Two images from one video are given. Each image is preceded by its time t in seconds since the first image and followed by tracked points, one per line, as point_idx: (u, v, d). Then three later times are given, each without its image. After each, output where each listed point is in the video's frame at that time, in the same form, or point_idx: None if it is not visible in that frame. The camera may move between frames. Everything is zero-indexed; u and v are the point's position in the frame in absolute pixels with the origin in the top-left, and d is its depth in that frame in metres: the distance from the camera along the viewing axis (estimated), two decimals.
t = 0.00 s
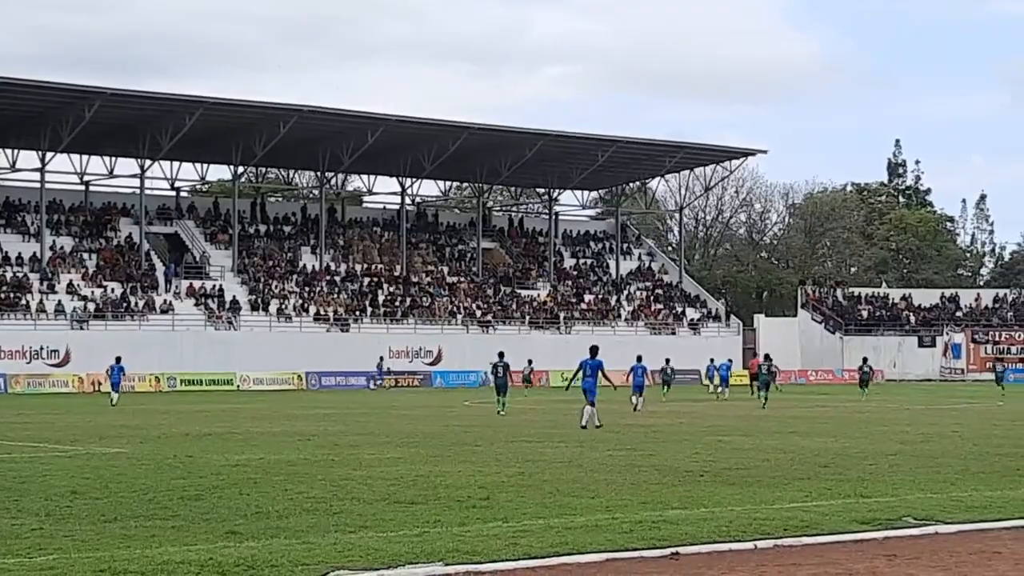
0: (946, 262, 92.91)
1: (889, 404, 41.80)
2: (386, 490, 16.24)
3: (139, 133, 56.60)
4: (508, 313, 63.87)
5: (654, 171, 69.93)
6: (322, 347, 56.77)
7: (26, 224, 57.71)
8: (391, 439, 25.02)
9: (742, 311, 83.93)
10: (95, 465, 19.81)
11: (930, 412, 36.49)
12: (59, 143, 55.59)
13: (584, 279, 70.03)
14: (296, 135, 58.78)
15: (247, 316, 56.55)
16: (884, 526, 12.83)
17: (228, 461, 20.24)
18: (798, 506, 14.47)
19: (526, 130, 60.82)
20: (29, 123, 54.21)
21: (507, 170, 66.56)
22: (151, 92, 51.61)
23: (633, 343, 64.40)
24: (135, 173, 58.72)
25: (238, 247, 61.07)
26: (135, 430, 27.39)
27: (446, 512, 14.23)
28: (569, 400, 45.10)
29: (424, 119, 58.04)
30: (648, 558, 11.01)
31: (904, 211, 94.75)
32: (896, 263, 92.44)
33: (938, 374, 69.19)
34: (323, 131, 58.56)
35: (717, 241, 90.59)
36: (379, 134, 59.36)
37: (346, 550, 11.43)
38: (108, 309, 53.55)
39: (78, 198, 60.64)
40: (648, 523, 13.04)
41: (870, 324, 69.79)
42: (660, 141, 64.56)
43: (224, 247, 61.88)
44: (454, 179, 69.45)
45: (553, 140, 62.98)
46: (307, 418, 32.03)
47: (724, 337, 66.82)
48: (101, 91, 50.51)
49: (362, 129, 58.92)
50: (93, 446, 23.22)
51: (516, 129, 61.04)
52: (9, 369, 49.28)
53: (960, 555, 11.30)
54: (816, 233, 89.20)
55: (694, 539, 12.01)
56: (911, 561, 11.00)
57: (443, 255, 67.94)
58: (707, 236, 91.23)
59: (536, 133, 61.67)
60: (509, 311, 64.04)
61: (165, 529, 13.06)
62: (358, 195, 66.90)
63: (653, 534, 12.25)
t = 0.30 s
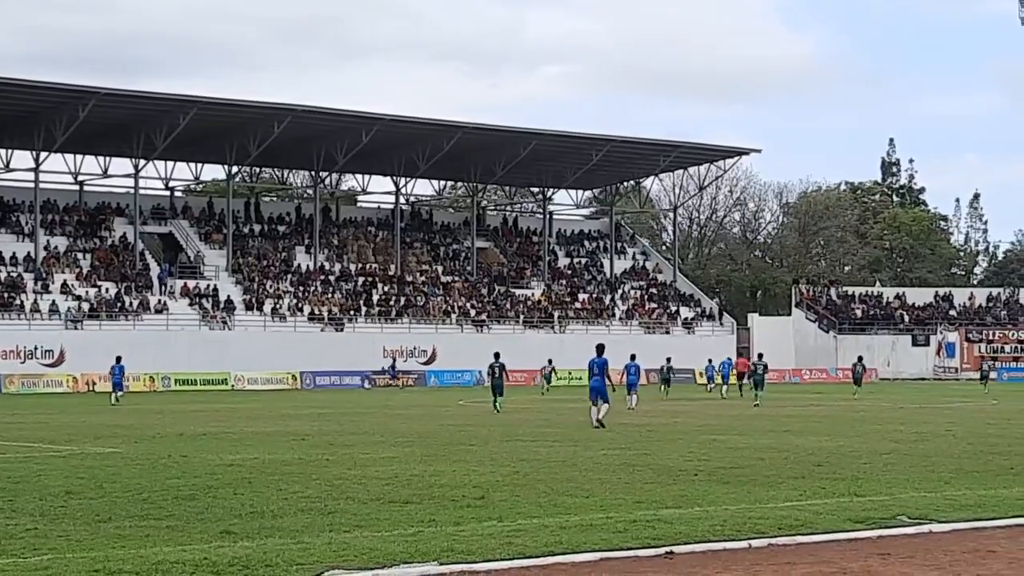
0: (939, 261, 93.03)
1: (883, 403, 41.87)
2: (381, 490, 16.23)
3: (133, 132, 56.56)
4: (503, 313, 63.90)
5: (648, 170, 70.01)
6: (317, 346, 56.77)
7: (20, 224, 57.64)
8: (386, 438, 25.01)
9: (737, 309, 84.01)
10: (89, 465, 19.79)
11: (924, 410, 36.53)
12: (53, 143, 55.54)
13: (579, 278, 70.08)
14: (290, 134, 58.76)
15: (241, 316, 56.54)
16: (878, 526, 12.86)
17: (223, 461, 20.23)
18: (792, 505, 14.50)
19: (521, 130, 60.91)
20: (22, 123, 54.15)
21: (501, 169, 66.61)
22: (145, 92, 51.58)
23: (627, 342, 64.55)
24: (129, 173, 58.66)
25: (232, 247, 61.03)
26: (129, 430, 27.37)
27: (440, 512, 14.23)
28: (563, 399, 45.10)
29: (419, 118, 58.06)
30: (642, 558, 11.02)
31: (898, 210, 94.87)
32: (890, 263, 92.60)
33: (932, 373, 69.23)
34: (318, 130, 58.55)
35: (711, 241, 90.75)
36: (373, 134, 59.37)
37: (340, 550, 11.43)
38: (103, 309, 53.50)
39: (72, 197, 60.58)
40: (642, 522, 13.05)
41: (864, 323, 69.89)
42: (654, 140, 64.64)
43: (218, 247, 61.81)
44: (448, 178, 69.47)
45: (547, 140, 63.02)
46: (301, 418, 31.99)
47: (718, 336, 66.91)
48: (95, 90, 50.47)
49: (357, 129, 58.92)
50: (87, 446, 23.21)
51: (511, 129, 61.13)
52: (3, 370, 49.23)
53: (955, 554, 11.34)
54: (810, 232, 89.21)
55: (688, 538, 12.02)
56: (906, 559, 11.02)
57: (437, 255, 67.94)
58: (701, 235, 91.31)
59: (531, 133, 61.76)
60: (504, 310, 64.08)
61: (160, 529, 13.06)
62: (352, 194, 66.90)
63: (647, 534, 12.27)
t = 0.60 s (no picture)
0: (938, 261, 93.05)
1: (881, 402, 41.86)
2: (380, 490, 16.25)
3: (131, 132, 56.55)
4: (501, 313, 63.92)
5: (647, 170, 70.04)
6: (316, 346, 56.82)
7: (19, 224, 57.61)
8: (383, 439, 25.02)
9: (735, 309, 84.05)
10: (88, 465, 19.80)
11: (922, 410, 36.54)
12: (52, 143, 55.55)
13: (577, 278, 70.10)
14: (289, 135, 58.77)
15: (240, 316, 56.54)
16: (877, 526, 12.88)
17: (221, 461, 20.25)
18: (791, 505, 14.52)
19: (520, 130, 60.94)
20: (21, 124, 54.15)
21: (500, 169, 66.63)
22: (144, 92, 51.59)
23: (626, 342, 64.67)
24: (128, 173, 58.65)
25: (231, 247, 61.02)
26: (129, 430, 27.39)
27: (439, 512, 14.25)
28: (561, 399, 45.09)
29: (418, 118, 58.05)
30: (641, 558, 11.03)
31: (896, 210, 94.90)
32: (888, 263, 92.70)
33: (931, 373, 69.26)
34: (316, 130, 58.57)
35: (710, 241, 90.71)
36: (372, 134, 59.36)
37: (339, 549, 11.44)
38: (102, 309, 53.50)
39: (71, 198, 60.57)
40: (639, 522, 13.07)
41: (863, 323, 69.92)
42: (653, 140, 64.67)
43: (216, 247, 61.79)
44: (446, 178, 69.46)
45: (546, 140, 63.03)
46: (299, 418, 32.00)
47: (717, 336, 66.96)
48: (94, 91, 50.47)
49: (355, 129, 58.92)
50: (86, 446, 23.23)
51: (510, 130, 61.16)
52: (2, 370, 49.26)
53: (953, 553, 11.35)
54: (809, 232, 89.34)
55: (687, 538, 12.03)
56: (905, 559, 11.04)
57: (436, 255, 67.94)
58: (700, 235, 91.26)
59: (529, 133, 61.78)
60: (502, 310, 64.10)
61: (159, 529, 13.08)
62: (351, 194, 66.89)
63: (646, 534, 12.29)
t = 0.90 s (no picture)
0: (938, 260, 93.01)
1: (881, 401, 41.85)
2: (380, 489, 16.25)
3: (131, 132, 56.55)
4: (502, 312, 63.91)
5: (647, 170, 70.04)
6: (316, 345, 56.80)
7: (19, 223, 57.61)
8: (383, 438, 25.01)
9: (735, 309, 84.05)
10: (88, 464, 19.80)
11: (923, 409, 36.51)
12: (52, 143, 55.55)
13: (578, 277, 70.04)
14: (288, 134, 58.76)
15: (240, 315, 56.54)
16: (877, 525, 12.87)
17: (222, 460, 20.25)
18: (791, 504, 14.51)
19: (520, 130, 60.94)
20: (21, 123, 54.17)
21: (500, 168, 66.63)
22: (144, 92, 51.59)
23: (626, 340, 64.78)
24: (128, 172, 58.64)
25: (231, 246, 60.97)
26: (129, 429, 27.40)
27: (440, 511, 14.24)
28: (561, 398, 45.11)
29: (418, 117, 58.05)
30: (642, 558, 11.00)
31: (897, 210, 94.95)
32: (888, 262, 92.76)
33: (932, 373, 69.24)
34: (316, 130, 58.57)
35: (710, 240, 90.69)
36: (372, 133, 59.36)
37: (339, 549, 11.44)
38: (102, 308, 53.47)
39: (71, 197, 60.57)
40: (640, 521, 13.06)
41: (863, 323, 69.94)
42: (653, 139, 64.65)
43: (217, 246, 61.76)
44: (446, 177, 69.45)
45: (547, 139, 63.00)
46: (300, 418, 32.01)
47: (718, 336, 66.95)
48: (94, 90, 50.46)
49: (355, 129, 58.93)
50: (87, 445, 23.25)
51: (510, 129, 61.16)
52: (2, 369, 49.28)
53: (954, 553, 11.34)
54: (809, 231, 89.45)
55: (688, 538, 12.01)
56: (906, 559, 11.03)
57: (436, 254, 67.90)
58: (700, 235, 91.18)
59: (529, 132, 61.77)
60: (502, 309, 64.11)
61: (159, 528, 13.06)
62: (351, 193, 66.86)
63: (646, 533, 12.28)
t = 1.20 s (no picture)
0: (938, 255, 93.08)
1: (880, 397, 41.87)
2: (380, 484, 16.28)
3: (131, 127, 56.56)
4: (501, 307, 63.91)
5: (647, 165, 70.05)
6: (316, 340, 56.81)
7: (19, 217, 57.60)
8: (383, 433, 25.05)
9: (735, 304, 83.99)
10: (89, 459, 19.84)
11: (923, 405, 36.54)
12: (52, 138, 55.57)
13: (578, 272, 70.03)
14: (288, 129, 58.77)
15: (240, 310, 56.59)
16: (876, 520, 12.89)
17: (222, 455, 20.29)
18: (791, 499, 14.53)
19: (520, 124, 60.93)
20: (21, 118, 54.17)
21: (500, 163, 66.63)
22: (143, 86, 51.62)
23: (626, 335, 64.87)
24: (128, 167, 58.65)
25: (231, 241, 60.94)
26: (130, 424, 27.43)
27: (440, 505, 14.27)
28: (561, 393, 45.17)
29: (417, 112, 58.04)
30: (641, 552, 11.01)
31: (897, 205, 94.98)
32: (888, 257, 92.82)
33: (931, 368, 69.25)
34: (316, 125, 58.57)
35: (710, 235, 90.67)
36: (372, 128, 59.36)
37: (339, 543, 11.47)
38: (102, 303, 53.47)
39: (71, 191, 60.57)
40: (640, 516, 13.09)
41: (863, 318, 70.03)
42: (653, 134, 64.65)
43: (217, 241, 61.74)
44: (446, 172, 69.44)
45: (547, 134, 63.04)
46: (300, 413, 32.04)
47: (718, 331, 67.03)
48: (94, 85, 50.48)
49: (355, 123, 58.94)
50: (87, 440, 23.28)
51: (510, 124, 61.16)
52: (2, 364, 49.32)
53: (953, 547, 11.35)
54: (809, 226, 89.53)
55: (688, 533, 12.03)
56: (905, 554, 11.04)
57: (436, 249, 67.86)
58: (700, 230, 91.13)
59: (529, 126, 61.74)
60: (502, 305, 64.12)
61: (160, 522, 13.07)
62: (351, 188, 66.84)
63: (646, 528, 12.31)
